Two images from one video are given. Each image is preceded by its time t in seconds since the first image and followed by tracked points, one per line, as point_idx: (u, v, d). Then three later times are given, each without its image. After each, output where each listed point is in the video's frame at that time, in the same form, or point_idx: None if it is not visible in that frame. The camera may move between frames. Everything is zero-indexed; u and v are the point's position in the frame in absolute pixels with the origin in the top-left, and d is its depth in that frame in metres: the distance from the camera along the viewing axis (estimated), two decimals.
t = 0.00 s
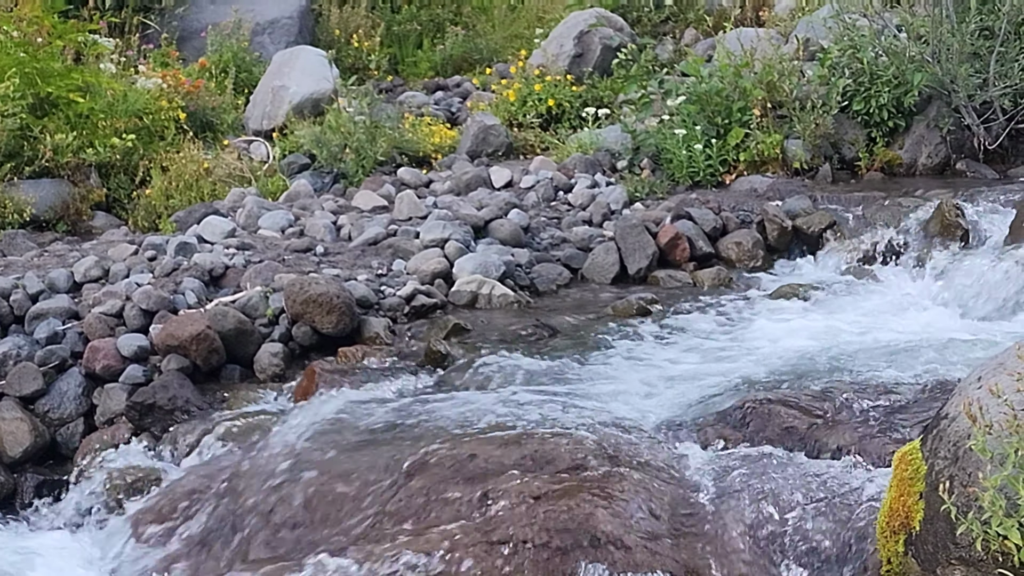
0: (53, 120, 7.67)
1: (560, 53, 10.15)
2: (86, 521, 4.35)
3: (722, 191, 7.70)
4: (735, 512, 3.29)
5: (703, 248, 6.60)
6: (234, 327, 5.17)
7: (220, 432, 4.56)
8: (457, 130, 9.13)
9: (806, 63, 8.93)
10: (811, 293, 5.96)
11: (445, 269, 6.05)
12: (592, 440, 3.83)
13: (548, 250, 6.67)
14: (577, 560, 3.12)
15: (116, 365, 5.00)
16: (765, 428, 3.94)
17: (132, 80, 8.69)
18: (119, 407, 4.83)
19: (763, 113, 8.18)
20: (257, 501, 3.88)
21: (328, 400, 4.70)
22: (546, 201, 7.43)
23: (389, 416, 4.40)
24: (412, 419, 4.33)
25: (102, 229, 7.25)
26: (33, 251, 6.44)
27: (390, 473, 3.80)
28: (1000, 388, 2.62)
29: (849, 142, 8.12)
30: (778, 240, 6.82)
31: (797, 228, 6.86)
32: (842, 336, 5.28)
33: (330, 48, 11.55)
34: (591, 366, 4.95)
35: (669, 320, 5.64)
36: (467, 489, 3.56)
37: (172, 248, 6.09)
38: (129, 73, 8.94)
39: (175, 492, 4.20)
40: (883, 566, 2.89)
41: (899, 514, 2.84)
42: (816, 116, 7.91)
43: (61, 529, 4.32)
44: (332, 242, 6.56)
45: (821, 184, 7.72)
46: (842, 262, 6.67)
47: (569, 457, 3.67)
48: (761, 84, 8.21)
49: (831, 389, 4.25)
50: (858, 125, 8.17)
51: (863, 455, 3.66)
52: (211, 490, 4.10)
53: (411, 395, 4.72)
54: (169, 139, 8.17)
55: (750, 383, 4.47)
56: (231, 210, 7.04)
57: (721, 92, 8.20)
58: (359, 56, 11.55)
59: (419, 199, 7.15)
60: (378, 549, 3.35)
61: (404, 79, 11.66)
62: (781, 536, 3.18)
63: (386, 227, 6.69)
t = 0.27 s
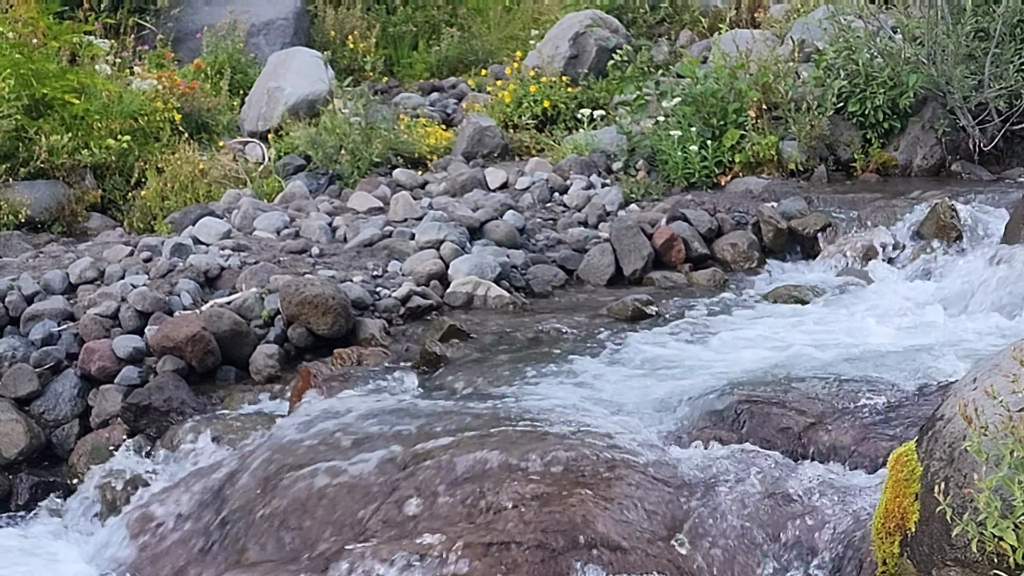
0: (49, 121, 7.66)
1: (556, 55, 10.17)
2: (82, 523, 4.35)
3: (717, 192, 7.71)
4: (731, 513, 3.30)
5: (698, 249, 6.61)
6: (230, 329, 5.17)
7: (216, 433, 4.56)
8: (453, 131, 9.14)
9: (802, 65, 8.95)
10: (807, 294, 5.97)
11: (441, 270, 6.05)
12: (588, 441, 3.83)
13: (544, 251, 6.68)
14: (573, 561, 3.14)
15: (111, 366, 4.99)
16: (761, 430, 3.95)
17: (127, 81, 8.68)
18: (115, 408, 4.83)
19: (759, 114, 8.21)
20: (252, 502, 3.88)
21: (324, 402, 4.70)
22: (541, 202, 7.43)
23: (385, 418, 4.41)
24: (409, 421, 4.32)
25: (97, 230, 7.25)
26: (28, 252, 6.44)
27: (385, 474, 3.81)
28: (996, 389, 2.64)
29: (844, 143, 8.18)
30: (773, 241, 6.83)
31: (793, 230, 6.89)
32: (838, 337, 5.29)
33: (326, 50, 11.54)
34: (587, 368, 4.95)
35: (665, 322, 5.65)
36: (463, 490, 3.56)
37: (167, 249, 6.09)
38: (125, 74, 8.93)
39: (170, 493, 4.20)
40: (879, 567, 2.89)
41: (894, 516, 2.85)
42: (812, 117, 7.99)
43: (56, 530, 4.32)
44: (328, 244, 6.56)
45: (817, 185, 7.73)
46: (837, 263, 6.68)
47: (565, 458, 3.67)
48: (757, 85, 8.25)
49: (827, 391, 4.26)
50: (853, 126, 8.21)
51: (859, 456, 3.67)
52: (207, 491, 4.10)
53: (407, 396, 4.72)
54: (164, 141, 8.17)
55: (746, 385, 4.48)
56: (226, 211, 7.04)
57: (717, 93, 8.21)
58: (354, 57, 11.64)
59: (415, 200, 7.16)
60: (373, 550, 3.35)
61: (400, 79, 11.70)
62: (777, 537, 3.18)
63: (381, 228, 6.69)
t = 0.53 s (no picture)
0: (44, 121, 7.65)
1: (552, 54, 10.17)
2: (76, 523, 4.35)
3: (713, 191, 7.72)
4: (725, 514, 3.30)
5: (694, 249, 6.62)
6: (225, 329, 5.17)
7: (212, 433, 4.56)
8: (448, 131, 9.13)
9: (797, 64, 8.96)
10: (802, 294, 5.98)
11: (437, 270, 6.06)
12: (584, 440, 3.84)
13: (539, 250, 6.68)
14: (567, 560, 3.14)
15: (107, 366, 5.00)
16: (757, 430, 3.96)
17: (123, 80, 8.68)
18: (110, 408, 4.82)
19: (755, 113, 8.24)
20: (248, 501, 3.87)
21: (320, 402, 4.70)
22: (537, 202, 7.44)
23: (380, 417, 4.41)
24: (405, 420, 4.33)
25: (92, 229, 7.24)
26: (23, 252, 6.43)
27: (381, 473, 3.81)
28: (992, 389, 2.64)
29: (840, 143, 8.19)
30: (769, 241, 6.86)
31: (788, 229, 6.91)
32: (835, 336, 5.30)
33: (321, 49, 11.54)
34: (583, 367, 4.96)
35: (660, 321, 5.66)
36: (458, 490, 3.56)
37: (163, 249, 6.08)
38: (121, 74, 8.93)
39: (165, 493, 4.20)
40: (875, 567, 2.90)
41: (890, 515, 2.86)
42: (808, 116, 7.99)
43: (51, 530, 4.31)
44: (323, 243, 6.56)
45: (812, 185, 7.74)
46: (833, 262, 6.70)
47: (561, 458, 3.67)
48: (753, 84, 8.27)
49: (822, 390, 4.27)
50: (848, 126, 8.23)
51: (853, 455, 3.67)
52: (202, 491, 4.09)
53: (403, 396, 4.73)
54: (160, 140, 8.17)
55: (742, 384, 4.49)
56: (222, 211, 7.03)
57: (712, 93, 8.21)
58: (350, 56, 11.60)
59: (410, 200, 7.16)
60: (369, 550, 3.35)
61: (396, 79, 11.67)
62: (772, 537, 3.19)
63: (377, 227, 6.69)
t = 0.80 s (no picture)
0: (38, 119, 7.63)
1: (546, 52, 10.18)
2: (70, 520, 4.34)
3: (707, 190, 7.74)
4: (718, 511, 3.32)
5: (688, 247, 6.63)
6: (219, 326, 5.17)
7: (205, 431, 4.56)
8: (442, 129, 9.12)
9: (791, 62, 8.99)
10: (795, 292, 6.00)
11: (431, 267, 6.07)
12: (577, 438, 3.85)
13: (533, 248, 6.69)
14: (561, 559, 3.15)
15: (101, 364, 5.00)
16: (750, 427, 3.97)
17: (117, 78, 8.67)
18: (103, 406, 4.82)
19: (749, 111, 8.23)
20: (241, 499, 3.88)
21: (313, 399, 4.71)
22: (531, 200, 7.45)
23: (374, 415, 4.42)
24: (399, 418, 4.34)
25: (86, 227, 7.23)
26: (17, 250, 6.42)
27: (376, 471, 3.81)
28: (985, 387, 2.65)
29: (834, 141, 8.18)
30: (763, 239, 6.84)
31: (783, 228, 6.89)
32: (827, 334, 5.32)
33: (315, 47, 11.54)
34: (576, 364, 4.98)
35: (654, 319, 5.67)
36: (451, 488, 3.57)
37: (157, 246, 6.08)
38: (114, 71, 8.91)
39: (159, 491, 4.20)
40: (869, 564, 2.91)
41: (883, 513, 2.88)
42: (801, 115, 7.99)
43: (43, 528, 4.30)
44: (317, 241, 6.56)
45: (806, 183, 7.76)
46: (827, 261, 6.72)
47: (554, 456, 3.68)
48: (747, 82, 8.27)
49: (815, 388, 4.29)
50: (842, 124, 8.22)
51: (845, 452, 3.69)
52: (196, 489, 4.10)
53: (397, 393, 4.73)
54: (153, 138, 8.16)
55: (735, 381, 4.50)
56: (216, 209, 7.03)
57: (707, 91, 8.20)
58: (344, 54, 11.58)
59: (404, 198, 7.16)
60: (363, 549, 3.36)
61: (390, 78, 11.64)
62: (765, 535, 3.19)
63: (371, 225, 6.70)
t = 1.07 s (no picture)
0: (32, 117, 7.63)
1: (540, 51, 10.17)
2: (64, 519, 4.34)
3: (701, 189, 7.75)
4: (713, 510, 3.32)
5: (682, 246, 6.65)
6: (214, 325, 5.17)
7: (200, 430, 4.56)
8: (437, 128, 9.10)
9: (786, 62, 9.01)
10: (789, 291, 6.01)
11: (425, 266, 6.08)
12: (571, 437, 3.85)
13: (528, 247, 6.70)
14: (555, 559, 3.17)
15: (95, 362, 4.99)
16: (744, 426, 3.99)
17: (112, 77, 8.67)
18: (98, 405, 4.82)
19: (743, 110, 8.24)
20: (236, 499, 3.88)
21: (308, 399, 4.71)
22: (526, 199, 7.46)
23: (369, 413, 4.42)
24: (393, 416, 4.34)
25: (81, 226, 7.22)
26: (11, 249, 6.41)
27: (371, 470, 3.82)
28: (978, 387, 2.66)
29: (829, 141, 8.21)
30: (757, 238, 6.87)
31: (778, 227, 6.91)
32: (822, 333, 5.33)
33: (310, 46, 11.53)
34: (571, 363, 4.98)
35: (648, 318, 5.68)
36: (446, 486, 3.57)
37: (151, 245, 6.08)
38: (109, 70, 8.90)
39: (154, 490, 4.20)
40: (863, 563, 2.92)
41: (876, 512, 2.89)
42: (796, 114, 8.04)
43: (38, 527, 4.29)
44: (312, 240, 6.56)
45: (800, 182, 7.78)
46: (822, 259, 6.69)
47: (549, 455, 3.69)
48: (742, 81, 8.32)
49: (809, 387, 4.30)
50: (837, 123, 8.24)
51: (839, 451, 3.70)
52: (191, 488, 4.09)
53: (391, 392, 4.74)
54: (148, 137, 8.15)
55: (730, 380, 4.51)
56: (211, 207, 7.03)
57: (701, 90, 8.22)
58: (339, 53, 11.60)
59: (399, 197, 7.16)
60: (358, 549, 3.37)
61: (385, 76, 11.73)
62: (759, 534, 3.20)
63: (366, 224, 6.70)
